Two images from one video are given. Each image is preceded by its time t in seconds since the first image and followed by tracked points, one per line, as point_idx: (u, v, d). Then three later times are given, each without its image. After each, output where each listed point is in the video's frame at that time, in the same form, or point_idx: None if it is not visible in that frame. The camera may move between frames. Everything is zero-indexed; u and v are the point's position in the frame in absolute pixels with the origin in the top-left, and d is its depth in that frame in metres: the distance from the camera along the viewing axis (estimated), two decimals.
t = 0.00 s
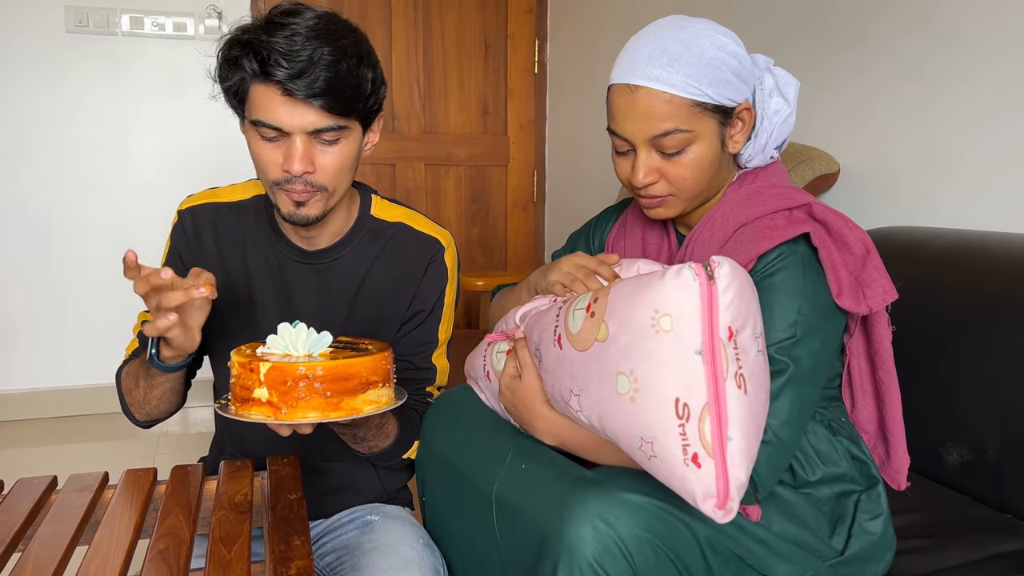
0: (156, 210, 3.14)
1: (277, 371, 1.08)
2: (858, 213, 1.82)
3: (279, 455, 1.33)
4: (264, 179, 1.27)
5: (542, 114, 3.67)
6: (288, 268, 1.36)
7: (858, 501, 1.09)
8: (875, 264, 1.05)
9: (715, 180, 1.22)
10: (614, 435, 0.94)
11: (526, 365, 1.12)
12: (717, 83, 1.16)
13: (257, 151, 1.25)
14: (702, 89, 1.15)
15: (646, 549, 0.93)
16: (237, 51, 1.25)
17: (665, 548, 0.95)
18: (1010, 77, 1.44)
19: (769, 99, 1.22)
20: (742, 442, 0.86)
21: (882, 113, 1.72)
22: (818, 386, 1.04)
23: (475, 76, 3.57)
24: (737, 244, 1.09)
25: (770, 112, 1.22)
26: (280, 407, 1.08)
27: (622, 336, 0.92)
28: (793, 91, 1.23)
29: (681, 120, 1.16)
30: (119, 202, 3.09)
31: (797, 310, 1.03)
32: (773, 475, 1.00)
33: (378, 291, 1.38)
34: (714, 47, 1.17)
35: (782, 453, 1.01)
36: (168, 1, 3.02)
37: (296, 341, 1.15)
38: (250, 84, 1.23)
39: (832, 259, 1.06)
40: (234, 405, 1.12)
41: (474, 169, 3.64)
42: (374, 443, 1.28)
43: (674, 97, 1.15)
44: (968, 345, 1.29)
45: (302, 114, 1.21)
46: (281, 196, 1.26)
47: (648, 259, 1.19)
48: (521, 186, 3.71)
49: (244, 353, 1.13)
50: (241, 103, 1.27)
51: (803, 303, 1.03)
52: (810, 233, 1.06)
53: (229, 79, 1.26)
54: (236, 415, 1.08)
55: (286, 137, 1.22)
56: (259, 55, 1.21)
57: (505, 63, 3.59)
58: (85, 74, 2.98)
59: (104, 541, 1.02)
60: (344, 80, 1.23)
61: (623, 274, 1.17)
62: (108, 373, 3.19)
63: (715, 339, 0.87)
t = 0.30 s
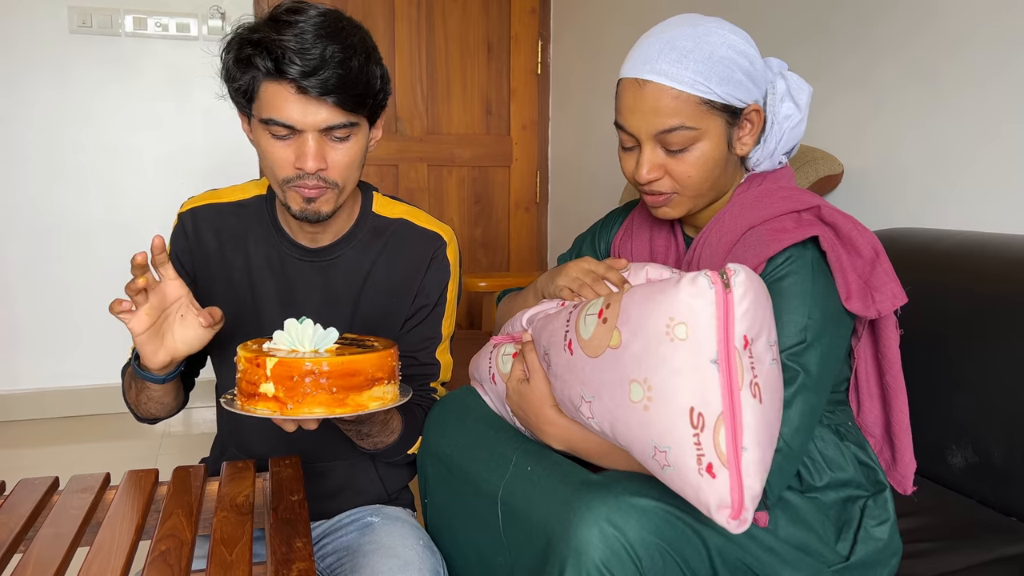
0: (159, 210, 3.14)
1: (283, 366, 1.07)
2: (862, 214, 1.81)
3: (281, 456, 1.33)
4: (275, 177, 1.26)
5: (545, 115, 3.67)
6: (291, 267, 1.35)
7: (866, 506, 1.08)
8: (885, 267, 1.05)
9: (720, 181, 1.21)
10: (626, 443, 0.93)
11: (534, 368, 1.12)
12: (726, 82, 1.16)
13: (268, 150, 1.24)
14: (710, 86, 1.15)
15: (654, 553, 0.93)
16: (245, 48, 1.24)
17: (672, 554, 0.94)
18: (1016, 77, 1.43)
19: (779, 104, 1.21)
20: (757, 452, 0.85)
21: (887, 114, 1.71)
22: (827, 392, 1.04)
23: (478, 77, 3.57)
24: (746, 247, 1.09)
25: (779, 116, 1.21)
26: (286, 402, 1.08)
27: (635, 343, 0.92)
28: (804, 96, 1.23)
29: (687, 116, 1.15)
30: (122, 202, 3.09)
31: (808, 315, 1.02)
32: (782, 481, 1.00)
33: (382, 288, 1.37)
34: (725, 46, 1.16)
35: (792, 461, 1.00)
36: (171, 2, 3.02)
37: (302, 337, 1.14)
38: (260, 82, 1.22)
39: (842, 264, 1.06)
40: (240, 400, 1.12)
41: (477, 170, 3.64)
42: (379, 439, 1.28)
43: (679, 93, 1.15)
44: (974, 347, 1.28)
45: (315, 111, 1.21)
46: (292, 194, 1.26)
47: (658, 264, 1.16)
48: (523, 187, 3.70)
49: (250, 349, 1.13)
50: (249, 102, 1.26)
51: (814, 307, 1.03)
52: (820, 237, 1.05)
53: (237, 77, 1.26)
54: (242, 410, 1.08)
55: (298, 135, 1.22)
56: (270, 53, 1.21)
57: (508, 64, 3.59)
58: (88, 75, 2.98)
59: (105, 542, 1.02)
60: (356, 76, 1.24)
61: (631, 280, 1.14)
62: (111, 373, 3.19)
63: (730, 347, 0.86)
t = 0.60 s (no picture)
0: (161, 210, 3.13)
1: (292, 365, 1.07)
2: (867, 215, 1.80)
3: (284, 456, 1.32)
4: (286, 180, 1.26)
5: (548, 116, 3.66)
6: (295, 266, 1.35)
7: (873, 510, 1.08)
8: (895, 272, 1.05)
9: (700, 179, 1.20)
10: (637, 451, 0.93)
11: (541, 372, 1.11)
12: (716, 78, 1.16)
13: (280, 152, 1.24)
14: (698, 77, 1.15)
15: (661, 558, 0.93)
16: (257, 51, 1.24)
17: (679, 558, 0.94)
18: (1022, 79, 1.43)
19: (777, 124, 1.18)
20: (770, 461, 0.85)
21: (893, 115, 1.71)
22: (836, 397, 1.03)
23: (481, 78, 3.57)
24: (754, 250, 1.08)
25: (771, 137, 1.17)
26: (295, 401, 1.07)
27: (646, 351, 0.91)
28: (803, 120, 1.17)
29: (672, 104, 1.16)
30: (125, 202, 3.09)
31: (816, 319, 1.02)
32: (791, 485, 0.99)
33: (388, 286, 1.37)
34: (725, 44, 1.16)
35: (801, 466, 1.00)
36: (174, 2, 3.02)
37: (311, 335, 1.14)
38: (272, 85, 1.22)
39: (851, 267, 1.05)
40: (248, 399, 1.11)
41: (479, 170, 3.64)
42: (385, 438, 1.28)
43: (669, 80, 1.16)
44: (980, 348, 1.27)
45: (329, 114, 1.21)
46: (304, 196, 1.25)
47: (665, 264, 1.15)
48: (526, 188, 3.70)
49: (258, 347, 1.12)
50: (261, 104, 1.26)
51: (822, 311, 1.02)
52: (829, 241, 1.05)
53: (248, 79, 1.25)
54: (250, 408, 1.07)
55: (311, 137, 1.22)
56: (283, 56, 1.20)
57: (511, 65, 3.59)
58: (91, 76, 2.98)
59: (109, 543, 1.01)
60: (369, 78, 1.24)
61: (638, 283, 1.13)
62: (113, 373, 3.19)
63: (744, 355, 0.86)
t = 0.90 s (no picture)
0: (163, 211, 3.14)
1: (295, 361, 1.07)
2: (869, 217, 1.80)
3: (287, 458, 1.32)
4: (292, 183, 1.26)
5: (550, 117, 3.66)
6: (298, 265, 1.35)
7: (874, 512, 1.08)
8: (892, 273, 1.04)
9: (686, 177, 1.21)
10: (636, 456, 0.93)
11: (540, 377, 1.11)
12: (703, 77, 1.17)
13: (286, 156, 1.24)
14: (684, 75, 1.17)
15: (662, 562, 0.93)
16: (265, 54, 1.24)
17: (680, 562, 0.94)
18: None
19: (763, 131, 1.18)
20: (769, 466, 0.85)
21: (896, 116, 1.71)
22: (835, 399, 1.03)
23: (482, 78, 3.57)
24: (752, 253, 1.08)
25: (760, 142, 1.17)
26: (298, 397, 1.07)
27: (644, 356, 0.91)
28: (790, 127, 1.16)
29: (657, 100, 1.18)
30: (127, 203, 3.09)
31: (814, 321, 1.02)
32: (791, 487, 0.99)
33: (390, 285, 1.37)
34: (716, 45, 1.17)
35: (801, 468, 1.00)
36: (175, 3, 3.02)
37: (313, 332, 1.14)
38: (279, 89, 1.22)
39: (848, 268, 1.05)
40: (250, 396, 1.11)
41: (481, 171, 3.64)
42: (387, 437, 1.28)
43: (657, 76, 1.18)
44: (983, 350, 1.27)
45: (335, 120, 1.21)
46: (309, 199, 1.26)
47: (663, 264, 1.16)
48: (527, 189, 3.70)
49: (260, 344, 1.12)
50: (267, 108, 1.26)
51: (821, 312, 1.02)
52: (826, 243, 1.05)
53: (255, 82, 1.25)
54: (253, 405, 1.07)
55: (316, 142, 1.22)
56: (291, 61, 1.20)
57: (513, 66, 3.59)
58: (92, 77, 2.98)
59: (111, 545, 1.01)
60: (376, 85, 1.23)
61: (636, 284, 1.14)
62: (115, 374, 3.19)
63: (741, 360, 0.86)
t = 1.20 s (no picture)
0: (163, 210, 3.13)
1: (292, 366, 1.06)
2: (871, 216, 1.80)
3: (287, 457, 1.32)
4: (291, 184, 1.26)
5: (551, 117, 3.66)
6: (300, 263, 1.35)
7: (875, 512, 1.07)
8: (891, 270, 1.04)
9: (680, 171, 1.21)
10: (633, 460, 0.92)
11: (536, 379, 1.10)
12: (697, 68, 1.17)
13: (285, 158, 1.24)
14: (678, 67, 1.17)
15: (662, 564, 0.92)
16: (262, 55, 1.24)
17: (680, 562, 0.93)
18: None
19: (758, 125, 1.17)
20: (765, 469, 0.85)
21: (897, 115, 1.70)
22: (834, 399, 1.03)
23: (483, 77, 3.56)
24: (749, 251, 1.08)
25: (755, 137, 1.16)
26: (294, 402, 1.07)
27: (639, 360, 0.90)
28: (784, 121, 1.15)
29: (651, 92, 1.19)
30: (127, 202, 3.09)
31: (812, 319, 1.01)
32: (791, 486, 0.99)
33: (392, 283, 1.37)
34: (712, 38, 1.17)
35: (801, 467, 0.99)
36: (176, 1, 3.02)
37: (309, 335, 1.14)
38: (276, 90, 1.22)
39: (845, 266, 1.04)
40: (246, 400, 1.11)
41: (482, 171, 3.63)
42: (386, 436, 1.28)
43: (652, 67, 1.19)
44: (986, 350, 1.27)
45: (333, 121, 1.21)
46: (309, 199, 1.26)
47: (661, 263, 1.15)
48: (528, 188, 3.70)
49: (256, 347, 1.12)
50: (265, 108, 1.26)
51: (818, 310, 1.02)
52: (823, 240, 1.04)
53: (253, 83, 1.25)
54: (249, 411, 1.07)
55: (315, 143, 1.22)
56: (287, 61, 1.20)
57: (514, 65, 3.59)
58: (93, 76, 2.98)
59: (112, 544, 1.01)
60: (374, 85, 1.23)
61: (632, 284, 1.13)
62: (116, 373, 3.19)
63: (736, 364, 0.85)
